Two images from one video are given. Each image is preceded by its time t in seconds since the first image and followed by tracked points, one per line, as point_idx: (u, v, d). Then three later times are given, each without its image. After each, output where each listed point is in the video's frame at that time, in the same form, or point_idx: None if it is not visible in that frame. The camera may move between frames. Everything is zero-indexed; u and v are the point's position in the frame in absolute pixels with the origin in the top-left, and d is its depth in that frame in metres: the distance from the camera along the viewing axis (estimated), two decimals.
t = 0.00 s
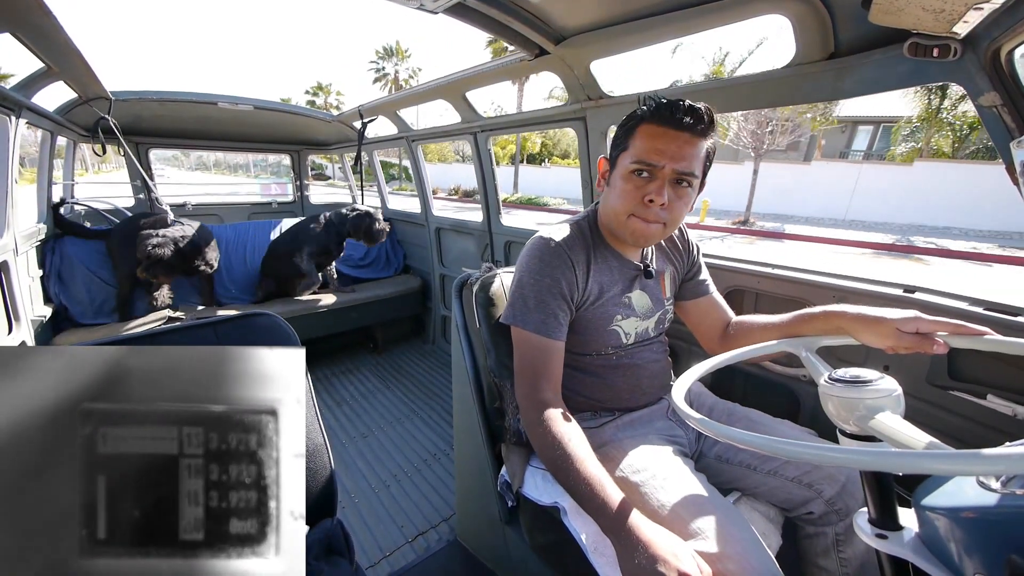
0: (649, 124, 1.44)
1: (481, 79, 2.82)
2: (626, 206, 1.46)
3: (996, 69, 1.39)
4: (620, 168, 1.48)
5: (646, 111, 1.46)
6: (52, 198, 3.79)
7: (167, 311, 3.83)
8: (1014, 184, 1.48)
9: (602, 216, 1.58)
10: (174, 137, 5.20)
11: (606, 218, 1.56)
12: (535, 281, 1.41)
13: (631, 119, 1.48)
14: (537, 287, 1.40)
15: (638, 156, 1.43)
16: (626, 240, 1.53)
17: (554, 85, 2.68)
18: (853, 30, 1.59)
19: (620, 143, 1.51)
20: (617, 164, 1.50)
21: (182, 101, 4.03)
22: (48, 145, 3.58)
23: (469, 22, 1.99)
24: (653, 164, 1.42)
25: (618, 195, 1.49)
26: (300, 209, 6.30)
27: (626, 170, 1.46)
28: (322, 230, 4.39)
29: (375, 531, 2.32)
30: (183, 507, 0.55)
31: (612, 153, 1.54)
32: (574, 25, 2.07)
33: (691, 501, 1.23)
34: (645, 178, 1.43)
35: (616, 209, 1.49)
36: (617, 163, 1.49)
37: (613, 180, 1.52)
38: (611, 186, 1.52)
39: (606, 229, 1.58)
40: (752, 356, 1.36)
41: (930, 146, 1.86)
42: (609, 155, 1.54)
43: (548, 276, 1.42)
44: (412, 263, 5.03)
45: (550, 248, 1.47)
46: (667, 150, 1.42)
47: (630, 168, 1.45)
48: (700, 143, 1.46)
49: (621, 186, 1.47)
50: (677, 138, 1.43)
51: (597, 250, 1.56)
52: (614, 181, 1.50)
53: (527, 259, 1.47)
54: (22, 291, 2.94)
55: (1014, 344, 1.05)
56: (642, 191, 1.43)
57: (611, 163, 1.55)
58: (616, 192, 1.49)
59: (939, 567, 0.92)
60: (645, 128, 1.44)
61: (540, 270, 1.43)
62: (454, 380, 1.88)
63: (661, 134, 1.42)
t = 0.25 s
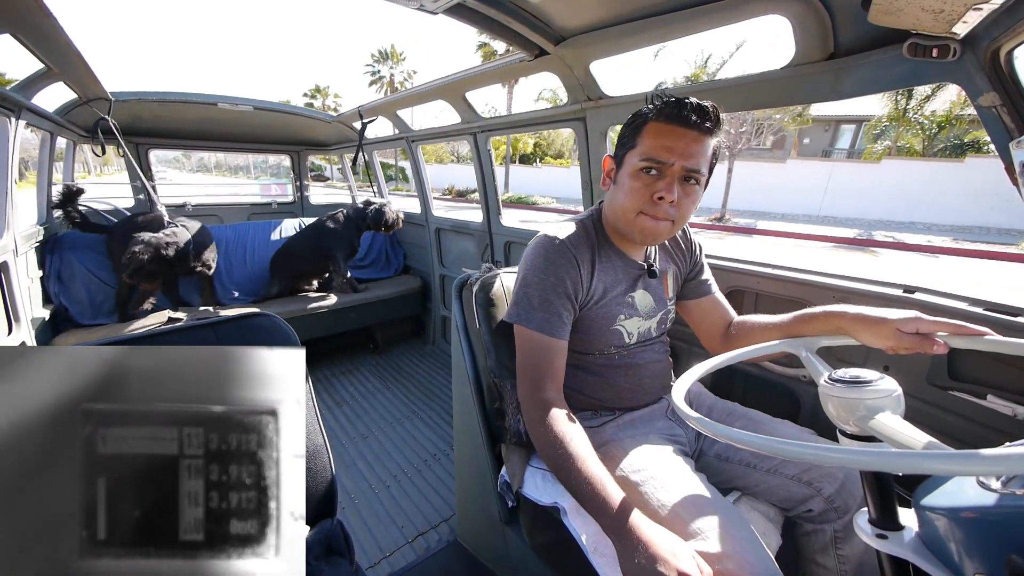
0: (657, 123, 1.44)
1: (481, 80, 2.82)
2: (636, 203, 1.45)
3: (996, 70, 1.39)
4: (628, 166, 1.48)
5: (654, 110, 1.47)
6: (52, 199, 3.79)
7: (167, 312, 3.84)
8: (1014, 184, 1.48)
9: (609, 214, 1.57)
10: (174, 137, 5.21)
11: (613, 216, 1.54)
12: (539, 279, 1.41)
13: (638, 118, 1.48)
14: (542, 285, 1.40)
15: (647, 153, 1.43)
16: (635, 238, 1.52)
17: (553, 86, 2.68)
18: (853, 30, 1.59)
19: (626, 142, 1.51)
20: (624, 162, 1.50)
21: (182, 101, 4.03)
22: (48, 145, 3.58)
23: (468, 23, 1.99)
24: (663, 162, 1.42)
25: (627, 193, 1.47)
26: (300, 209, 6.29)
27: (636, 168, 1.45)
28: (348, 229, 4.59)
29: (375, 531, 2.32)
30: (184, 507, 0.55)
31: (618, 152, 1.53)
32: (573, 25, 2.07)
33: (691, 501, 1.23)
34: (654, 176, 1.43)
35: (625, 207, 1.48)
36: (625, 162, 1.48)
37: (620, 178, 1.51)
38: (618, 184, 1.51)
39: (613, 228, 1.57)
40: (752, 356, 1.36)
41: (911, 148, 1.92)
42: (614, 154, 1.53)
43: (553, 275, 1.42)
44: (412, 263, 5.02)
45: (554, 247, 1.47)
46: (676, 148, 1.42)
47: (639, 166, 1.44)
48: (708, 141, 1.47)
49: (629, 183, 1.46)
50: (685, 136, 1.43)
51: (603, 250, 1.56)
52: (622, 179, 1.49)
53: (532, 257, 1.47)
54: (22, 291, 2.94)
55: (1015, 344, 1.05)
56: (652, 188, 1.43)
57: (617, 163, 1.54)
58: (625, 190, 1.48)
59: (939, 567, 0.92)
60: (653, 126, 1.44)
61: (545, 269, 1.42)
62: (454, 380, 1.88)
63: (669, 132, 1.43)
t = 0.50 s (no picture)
0: (667, 122, 1.44)
1: (481, 80, 2.82)
2: (661, 203, 1.45)
3: (996, 71, 1.40)
4: (643, 168, 1.45)
5: (662, 109, 1.46)
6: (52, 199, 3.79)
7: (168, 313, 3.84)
8: (1014, 185, 1.49)
9: (624, 217, 1.54)
10: (174, 138, 5.21)
11: (630, 218, 1.52)
12: (544, 277, 1.41)
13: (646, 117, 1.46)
14: (547, 282, 1.41)
15: (665, 153, 1.42)
16: (658, 237, 1.52)
17: (553, 86, 2.68)
18: (854, 30, 1.59)
19: (633, 143, 1.48)
20: (637, 164, 1.47)
21: (183, 102, 4.04)
22: (49, 146, 3.58)
23: (469, 23, 1.99)
24: (682, 160, 1.42)
25: (649, 195, 1.45)
26: (300, 210, 6.29)
27: (657, 169, 1.43)
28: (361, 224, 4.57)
29: (375, 531, 2.32)
30: (184, 508, 0.56)
31: (624, 154, 1.50)
32: (574, 26, 2.07)
33: (691, 499, 1.24)
34: (675, 174, 1.43)
35: (648, 208, 1.46)
36: (638, 163, 1.46)
37: (634, 180, 1.48)
38: (632, 186, 1.49)
39: (630, 230, 1.55)
40: (752, 356, 1.36)
41: (904, 141, 1.96)
42: (623, 156, 1.51)
43: (558, 274, 1.42)
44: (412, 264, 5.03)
45: (559, 245, 1.47)
46: (692, 145, 1.43)
47: (658, 167, 1.43)
48: (715, 136, 1.50)
49: (649, 185, 1.45)
50: (697, 133, 1.45)
51: (608, 250, 1.57)
52: (638, 181, 1.47)
53: (536, 255, 1.47)
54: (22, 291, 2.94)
55: (1015, 344, 1.05)
56: (675, 187, 1.43)
57: (624, 165, 1.51)
58: (645, 192, 1.45)
59: (939, 566, 0.92)
60: (666, 125, 1.43)
61: (550, 268, 1.43)
62: (454, 380, 1.87)
63: (683, 130, 1.43)
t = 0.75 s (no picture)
0: (667, 120, 1.45)
1: (481, 80, 2.82)
2: (673, 199, 1.45)
3: (996, 71, 1.40)
4: (650, 167, 1.45)
5: (661, 107, 1.47)
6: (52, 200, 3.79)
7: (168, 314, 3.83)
8: (1013, 185, 1.49)
9: (633, 217, 1.53)
10: (174, 138, 5.21)
11: (641, 217, 1.51)
12: (543, 278, 1.41)
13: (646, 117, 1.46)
14: (545, 284, 1.40)
15: (671, 151, 1.43)
16: (670, 233, 1.53)
17: (553, 86, 2.68)
18: (853, 31, 1.59)
19: (634, 143, 1.48)
20: (642, 163, 1.46)
21: (182, 102, 4.04)
22: (49, 146, 3.58)
23: (469, 24, 1.99)
24: (688, 156, 1.44)
25: (657, 192, 1.45)
26: (300, 210, 6.28)
27: (664, 166, 1.44)
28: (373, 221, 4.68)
29: (375, 531, 2.32)
30: (184, 508, 0.56)
31: (626, 155, 1.49)
32: (574, 26, 2.07)
33: (692, 500, 1.23)
34: (682, 170, 1.44)
35: (660, 206, 1.46)
36: (643, 163, 1.46)
37: (641, 181, 1.47)
38: (640, 187, 1.48)
39: (640, 229, 1.54)
40: (751, 356, 1.36)
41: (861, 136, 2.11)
42: (625, 158, 1.50)
43: (557, 274, 1.42)
44: (412, 264, 5.03)
45: (557, 247, 1.47)
46: (694, 142, 1.45)
47: (666, 164, 1.43)
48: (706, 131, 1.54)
49: (659, 183, 1.44)
50: (696, 128, 1.47)
51: (608, 250, 1.57)
52: (646, 181, 1.46)
53: (535, 256, 1.47)
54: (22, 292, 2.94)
55: (1014, 344, 1.05)
56: (685, 182, 1.44)
57: (627, 166, 1.50)
58: (656, 191, 1.45)
59: (940, 566, 0.92)
60: (668, 123, 1.44)
61: (549, 269, 1.43)
62: (454, 380, 1.87)
63: (684, 126, 1.45)
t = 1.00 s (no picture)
0: (659, 117, 1.45)
1: (481, 80, 2.83)
2: (669, 196, 1.46)
3: (996, 71, 1.40)
4: (644, 165, 1.45)
5: (652, 105, 1.47)
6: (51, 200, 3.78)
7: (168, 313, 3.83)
8: (1013, 184, 1.49)
9: (631, 216, 1.53)
10: (174, 138, 5.21)
11: (637, 216, 1.51)
12: (540, 281, 1.41)
13: (638, 115, 1.47)
14: (543, 287, 1.40)
15: (664, 148, 1.43)
16: (668, 230, 1.53)
17: (552, 86, 2.68)
18: (852, 30, 1.59)
19: (626, 142, 1.48)
20: (635, 162, 1.46)
21: (182, 101, 4.03)
22: (48, 145, 3.58)
23: (468, 23, 1.99)
24: (682, 152, 1.44)
25: (652, 190, 1.45)
26: (300, 209, 6.27)
27: (657, 164, 1.44)
28: (374, 219, 4.77)
29: (375, 531, 2.32)
30: (184, 507, 0.56)
31: (619, 154, 1.50)
32: (574, 25, 2.07)
33: (692, 500, 1.23)
34: (675, 168, 1.44)
35: (657, 203, 1.46)
36: (637, 162, 1.46)
37: (635, 179, 1.47)
38: (635, 185, 1.48)
39: (638, 228, 1.54)
40: (752, 357, 1.36)
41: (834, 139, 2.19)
42: (619, 157, 1.50)
43: (555, 277, 1.42)
44: (412, 264, 5.03)
45: (555, 249, 1.47)
46: (687, 139, 1.45)
47: (660, 161, 1.43)
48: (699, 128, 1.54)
49: (654, 180, 1.45)
50: (688, 124, 1.48)
51: (606, 251, 1.57)
52: (641, 179, 1.46)
53: (532, 259, 1.47)
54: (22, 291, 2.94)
55: (1014, 344, 1.05)
56: (679, 179, 1.44)
57: (621, 165, 1.50)
58: (651, 188, 1.45)
59: (940, 566, 0.92)
60: (660, 120, 1.45)
61: (546, 271, 1.43)
62: (454, 380, 1.87)
63: (675, 123, 1.45)
